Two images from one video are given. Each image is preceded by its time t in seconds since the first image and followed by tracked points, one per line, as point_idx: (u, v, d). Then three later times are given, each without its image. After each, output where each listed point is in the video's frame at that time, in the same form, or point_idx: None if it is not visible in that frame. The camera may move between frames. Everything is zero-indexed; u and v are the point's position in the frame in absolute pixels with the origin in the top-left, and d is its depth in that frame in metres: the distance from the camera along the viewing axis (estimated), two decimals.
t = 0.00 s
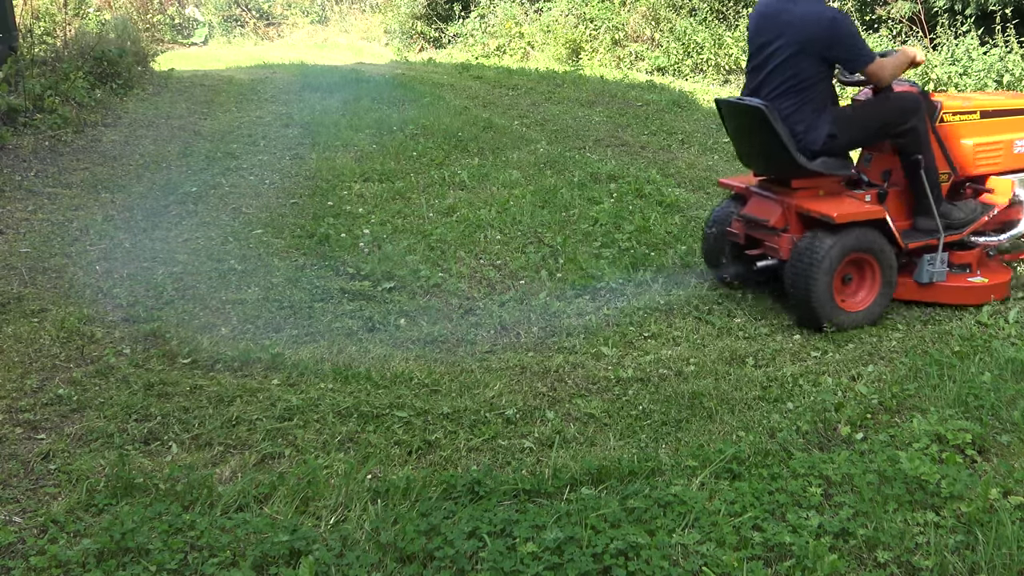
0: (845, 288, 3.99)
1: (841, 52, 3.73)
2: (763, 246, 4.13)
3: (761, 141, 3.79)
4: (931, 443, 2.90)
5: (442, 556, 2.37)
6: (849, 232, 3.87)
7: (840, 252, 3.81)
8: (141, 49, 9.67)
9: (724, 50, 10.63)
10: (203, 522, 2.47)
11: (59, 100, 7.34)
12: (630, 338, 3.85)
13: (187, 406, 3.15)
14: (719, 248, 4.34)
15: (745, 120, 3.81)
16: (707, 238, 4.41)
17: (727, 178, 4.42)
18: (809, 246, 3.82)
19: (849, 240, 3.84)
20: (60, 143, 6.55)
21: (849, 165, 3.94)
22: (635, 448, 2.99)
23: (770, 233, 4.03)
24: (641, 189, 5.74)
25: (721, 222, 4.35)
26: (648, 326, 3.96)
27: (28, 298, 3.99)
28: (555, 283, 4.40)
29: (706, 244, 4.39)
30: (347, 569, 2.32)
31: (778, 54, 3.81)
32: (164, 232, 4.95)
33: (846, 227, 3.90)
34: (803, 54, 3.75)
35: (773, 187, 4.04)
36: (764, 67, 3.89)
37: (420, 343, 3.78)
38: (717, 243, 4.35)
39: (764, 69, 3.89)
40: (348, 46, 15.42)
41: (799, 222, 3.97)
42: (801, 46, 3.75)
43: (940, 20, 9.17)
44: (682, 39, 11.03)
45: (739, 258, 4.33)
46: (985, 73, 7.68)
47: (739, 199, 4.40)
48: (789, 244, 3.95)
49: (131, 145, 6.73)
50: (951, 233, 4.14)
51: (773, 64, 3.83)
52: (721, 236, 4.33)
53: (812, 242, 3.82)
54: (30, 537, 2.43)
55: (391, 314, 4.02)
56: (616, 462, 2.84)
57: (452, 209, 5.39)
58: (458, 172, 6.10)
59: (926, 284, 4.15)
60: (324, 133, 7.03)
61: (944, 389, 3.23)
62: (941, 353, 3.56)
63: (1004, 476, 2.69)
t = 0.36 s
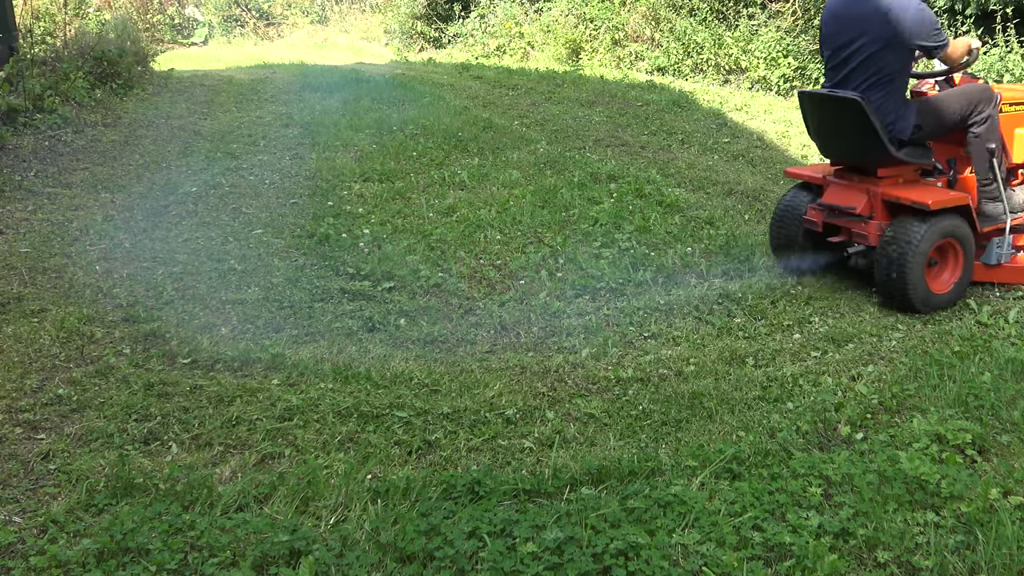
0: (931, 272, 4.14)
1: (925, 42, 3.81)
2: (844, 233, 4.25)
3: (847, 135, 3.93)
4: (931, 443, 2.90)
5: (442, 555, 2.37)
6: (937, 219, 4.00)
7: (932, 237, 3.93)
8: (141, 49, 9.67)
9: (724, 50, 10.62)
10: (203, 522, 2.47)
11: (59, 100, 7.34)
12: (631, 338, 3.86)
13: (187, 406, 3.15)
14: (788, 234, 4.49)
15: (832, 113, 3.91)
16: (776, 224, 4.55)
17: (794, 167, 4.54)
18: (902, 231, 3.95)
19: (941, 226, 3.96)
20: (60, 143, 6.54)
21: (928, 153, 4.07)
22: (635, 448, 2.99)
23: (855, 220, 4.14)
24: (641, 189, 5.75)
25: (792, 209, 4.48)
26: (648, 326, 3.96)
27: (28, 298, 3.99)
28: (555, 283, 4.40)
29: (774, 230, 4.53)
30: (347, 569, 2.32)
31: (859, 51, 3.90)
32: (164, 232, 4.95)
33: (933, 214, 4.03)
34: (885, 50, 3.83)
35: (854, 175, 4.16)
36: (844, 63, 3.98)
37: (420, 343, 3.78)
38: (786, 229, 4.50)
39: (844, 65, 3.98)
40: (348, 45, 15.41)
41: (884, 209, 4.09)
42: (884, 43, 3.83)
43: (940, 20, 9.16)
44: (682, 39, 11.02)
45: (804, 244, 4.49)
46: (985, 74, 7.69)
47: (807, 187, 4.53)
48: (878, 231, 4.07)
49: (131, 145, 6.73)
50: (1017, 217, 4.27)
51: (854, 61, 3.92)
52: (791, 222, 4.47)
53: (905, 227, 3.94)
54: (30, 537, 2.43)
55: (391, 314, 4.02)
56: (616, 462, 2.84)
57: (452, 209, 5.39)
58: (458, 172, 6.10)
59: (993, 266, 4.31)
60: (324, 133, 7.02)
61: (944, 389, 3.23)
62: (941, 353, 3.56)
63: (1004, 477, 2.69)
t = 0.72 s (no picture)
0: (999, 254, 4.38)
1: (992, 37, 4.23)
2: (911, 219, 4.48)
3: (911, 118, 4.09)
4: (931, 443, 2.90)
5: (442, 555, 2.37)
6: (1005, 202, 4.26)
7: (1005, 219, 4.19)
8: (141, 49, 9.67)
9: (724, 50, 10.62)
10: (203, 522, 2.47)
11: (59, 100, 7.34)
12: (630, 338, 3.86)
13: (187, 406, 3.15)
14: (845, 224, 4.67)
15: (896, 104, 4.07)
16: (829, 214, 4.73)
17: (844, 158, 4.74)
18: (977, 215, 4.18)
19: (1010, 206, 4.24)
20: (60, 143, 6.54)
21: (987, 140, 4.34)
22: (635, 448, 2.99)
23: (925, 207, 4.38)
24: (641, 189, 5.75)
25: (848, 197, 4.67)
26: (647, 326, 3.96)
27: (27, 298, 3.99)
28: (555, 283, 4.40)
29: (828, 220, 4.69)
30: (347, 569, 2.32)
31: (933, 40, 4.25)
32: (164, 232, 4.95)
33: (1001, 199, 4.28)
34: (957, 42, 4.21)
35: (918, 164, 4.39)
36: (915, 53, 4.31)
37: (420, 343, 3.78)
38: (842, 218, 4.67)
39: (916, 57, 4.31)
40: (348, 45, 15.41)
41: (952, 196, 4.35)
42: (957, 35, 4.21)
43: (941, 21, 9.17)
44: (682, 39, 11.02)
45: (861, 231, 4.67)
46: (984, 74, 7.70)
47: (858, 176, 4.74)
48: (950, 215, 4.31)
49: (131, 145, 6.73)
50: None
51: (926, 50, 4.27)
52: (848, 212, 4.65)
53: (979, 211, 4.20)
54: (30, 537, 2.43)
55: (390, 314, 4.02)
56: (616, 462, 2.84)
57: (452, 209, 5.39)
58: (458, 172, 6.10)
59: None
60: (324, 133, 7.02)
61: (944, 389, 3.23)
62: (940, 353, 3.56)
63: (1004, 476, 2.69)
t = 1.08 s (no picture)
0: None
1: None
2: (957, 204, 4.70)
3: (966, 106, 4.40)
4: (931, 443, 2.90)
5: (442, 555, 2.37)
6: None
7: None
8: (141, 49, 9.67)
9: (724, 50, 10.62)
10: (203, 522, 2.47)
11: (59, 100, 7.34)
12: (630, 338, 3.86)
13: (187, 406, 3.15)
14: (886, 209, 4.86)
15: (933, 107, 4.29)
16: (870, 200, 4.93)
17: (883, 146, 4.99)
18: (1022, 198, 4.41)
19: None
20: (60, 143, 6.54)
21: None
22: (635, 448, 2.99)
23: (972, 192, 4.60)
24: (641, 189, 5.75)
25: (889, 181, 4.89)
26: (647, 326, 3.96)
27: (28, 298, 3.99)
28: (555, 283, 4.39)
29: (867, 205, 4.89)
30: (347, 569, 2.31)
31: (984, 37, 4.44)
32: (164, 232, 4.95)
33: None
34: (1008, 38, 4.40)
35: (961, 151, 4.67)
36: (966, 48, 4.51)
37: (420, 343, 3.78)
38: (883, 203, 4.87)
39: (968, 51, 4.50)
40: (348, 45, 15.41)
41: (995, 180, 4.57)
42: (1007, 32, 4.40)
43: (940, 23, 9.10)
44: (682, 39, 11.01)
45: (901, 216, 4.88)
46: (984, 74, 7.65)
47: (895, 166, 4.98)
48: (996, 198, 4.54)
49: (131, 145, 6.73)
50: None
51: (978, 46, 4.46)
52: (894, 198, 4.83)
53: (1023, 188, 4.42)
54: (30, 537, 2.44)
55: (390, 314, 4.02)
56: (616, 462, 2.84)
57: (452, 209, 5.39)
58: (457, 172, 6.10)
59: None
60: (324, 133, 7.01)
61: (944, 389, 3.23)
62: (940, 353, 3.55)
63: (1004, 477, 2.69)
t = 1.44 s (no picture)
0: None
1: None
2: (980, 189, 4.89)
3: (996, 97, 4.56)
4: (931, 443, 2.90)
5: (442, 555, 2.37)
6: None
7: None
8: (141, 49, 9.67)
9: (724, 50, 10.62)
10: (203, 522, 2.47)
11: (59, 100, 7.34)
12: (630, 338, 3.85)
13: (187, 406, 3.15)
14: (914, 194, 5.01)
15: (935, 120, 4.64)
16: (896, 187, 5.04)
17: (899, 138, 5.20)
18: None
19: None
20: (60, 143, 6.54)
21: None
22: (635, 448, 2.99)
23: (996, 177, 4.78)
24: (641, 189, 5.75)
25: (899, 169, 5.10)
26: (647, 326, 3.96)
27: (28, 298, 3.99)
28: (555, 283, 4.39)
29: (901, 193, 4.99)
30: (347, 569, 2.31)
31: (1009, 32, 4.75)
32: (164, 232, 4.95)
33: None
34: None
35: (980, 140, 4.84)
36: (993, 42, 4.79)
37: (420, 343, 3.78)
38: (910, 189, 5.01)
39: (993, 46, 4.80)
40: (348, 45, 15.40)
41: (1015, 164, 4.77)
42: None
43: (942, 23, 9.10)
44: (682, 39, 11.02)
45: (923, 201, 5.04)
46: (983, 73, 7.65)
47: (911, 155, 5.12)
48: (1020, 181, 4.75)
49: (131, 145, 6.73)
50: None
51: (1003, 41, 4.76)
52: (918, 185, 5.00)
53: None
54: (30, 537, 2.43)
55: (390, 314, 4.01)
56: (616, 462, 2.84)
57: (452, 209, 5.39)
58: (457, 172, 6.10)
59: None
60: (324, 133, 7.01)
61: (944, 389, 3.23)
62: (940, 353, 3.55)
63: (1004, 477, 2.69)
